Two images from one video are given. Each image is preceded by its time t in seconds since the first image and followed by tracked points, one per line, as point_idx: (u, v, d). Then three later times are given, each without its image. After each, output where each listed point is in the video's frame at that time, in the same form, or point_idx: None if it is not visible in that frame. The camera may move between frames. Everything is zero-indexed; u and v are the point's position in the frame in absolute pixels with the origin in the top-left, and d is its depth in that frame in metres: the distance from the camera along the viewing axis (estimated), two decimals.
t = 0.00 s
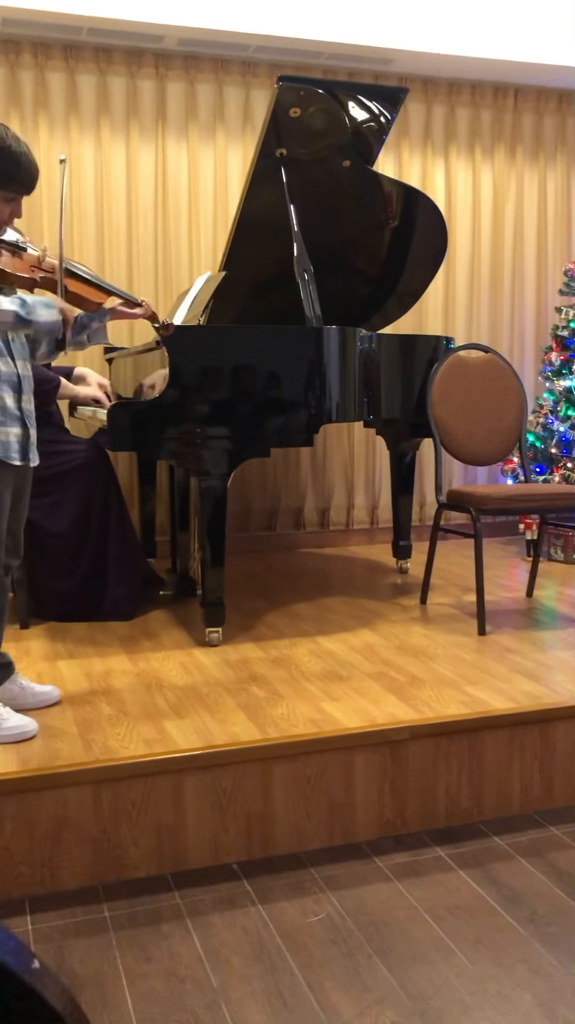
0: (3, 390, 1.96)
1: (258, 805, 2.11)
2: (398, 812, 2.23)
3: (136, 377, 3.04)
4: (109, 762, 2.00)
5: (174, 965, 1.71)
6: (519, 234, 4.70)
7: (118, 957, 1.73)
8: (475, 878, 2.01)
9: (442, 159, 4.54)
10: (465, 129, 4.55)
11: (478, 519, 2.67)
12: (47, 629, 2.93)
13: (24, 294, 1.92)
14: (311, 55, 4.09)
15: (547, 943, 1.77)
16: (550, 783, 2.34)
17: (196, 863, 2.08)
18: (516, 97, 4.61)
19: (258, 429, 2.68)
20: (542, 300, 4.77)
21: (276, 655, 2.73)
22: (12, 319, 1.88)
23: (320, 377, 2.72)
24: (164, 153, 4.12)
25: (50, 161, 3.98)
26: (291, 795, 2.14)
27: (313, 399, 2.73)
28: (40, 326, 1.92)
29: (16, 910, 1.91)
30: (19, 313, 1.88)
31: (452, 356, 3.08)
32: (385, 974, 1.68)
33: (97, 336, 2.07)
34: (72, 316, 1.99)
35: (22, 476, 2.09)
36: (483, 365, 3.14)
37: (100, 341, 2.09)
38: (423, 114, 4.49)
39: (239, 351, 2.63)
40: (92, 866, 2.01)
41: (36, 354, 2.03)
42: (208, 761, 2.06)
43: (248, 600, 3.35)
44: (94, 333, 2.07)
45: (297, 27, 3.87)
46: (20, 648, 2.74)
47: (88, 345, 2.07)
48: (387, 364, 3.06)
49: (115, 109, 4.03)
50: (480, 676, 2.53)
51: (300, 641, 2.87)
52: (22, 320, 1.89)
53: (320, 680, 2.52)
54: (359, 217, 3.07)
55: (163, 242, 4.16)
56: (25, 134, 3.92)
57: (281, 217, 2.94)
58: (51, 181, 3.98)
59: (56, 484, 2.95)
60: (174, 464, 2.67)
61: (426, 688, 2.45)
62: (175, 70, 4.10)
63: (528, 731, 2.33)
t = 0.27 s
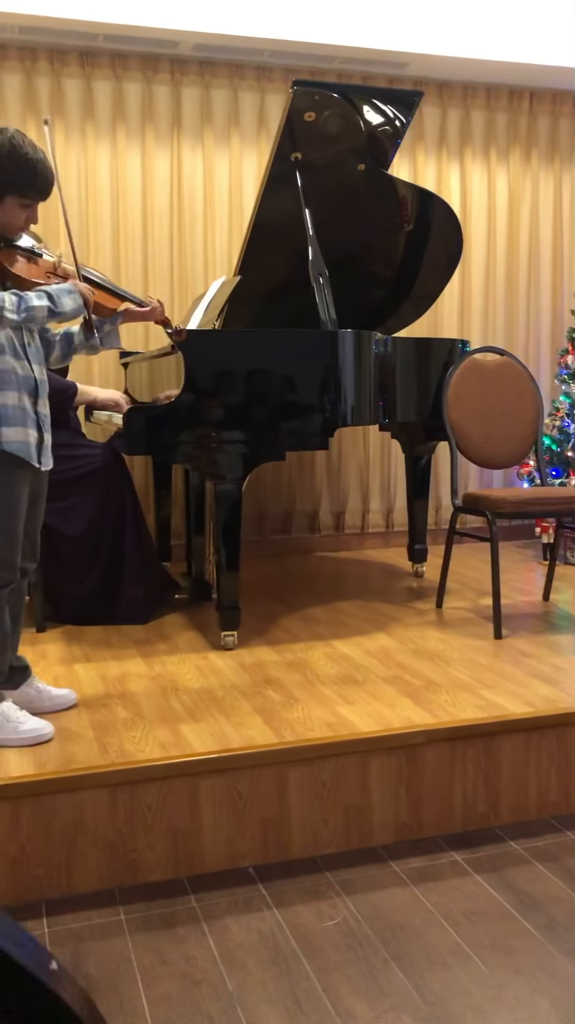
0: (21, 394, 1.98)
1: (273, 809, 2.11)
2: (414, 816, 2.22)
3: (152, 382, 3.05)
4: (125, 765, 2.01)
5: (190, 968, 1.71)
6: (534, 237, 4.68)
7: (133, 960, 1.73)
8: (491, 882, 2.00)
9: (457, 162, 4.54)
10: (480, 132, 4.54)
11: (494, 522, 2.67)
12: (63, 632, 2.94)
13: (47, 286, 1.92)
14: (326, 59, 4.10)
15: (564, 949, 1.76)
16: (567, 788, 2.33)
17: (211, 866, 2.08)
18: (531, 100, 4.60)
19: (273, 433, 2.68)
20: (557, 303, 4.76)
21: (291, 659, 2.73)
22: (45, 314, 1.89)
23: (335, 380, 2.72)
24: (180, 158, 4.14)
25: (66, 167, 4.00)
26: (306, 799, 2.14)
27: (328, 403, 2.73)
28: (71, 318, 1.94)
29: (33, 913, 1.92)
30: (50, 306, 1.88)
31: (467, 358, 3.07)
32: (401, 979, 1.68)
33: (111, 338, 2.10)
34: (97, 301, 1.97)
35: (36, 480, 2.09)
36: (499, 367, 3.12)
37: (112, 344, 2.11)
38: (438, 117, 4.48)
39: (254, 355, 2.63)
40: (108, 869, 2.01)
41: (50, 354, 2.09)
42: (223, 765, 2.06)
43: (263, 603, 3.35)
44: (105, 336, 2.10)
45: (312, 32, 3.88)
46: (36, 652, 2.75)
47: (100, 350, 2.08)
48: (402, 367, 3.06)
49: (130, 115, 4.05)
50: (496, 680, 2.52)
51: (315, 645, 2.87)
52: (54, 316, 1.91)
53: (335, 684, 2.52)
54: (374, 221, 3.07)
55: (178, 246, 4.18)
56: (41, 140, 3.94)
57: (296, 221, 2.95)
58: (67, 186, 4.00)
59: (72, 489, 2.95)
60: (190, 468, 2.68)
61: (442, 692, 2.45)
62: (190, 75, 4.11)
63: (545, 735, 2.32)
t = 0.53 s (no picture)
0: (30, 401, 1.98)
1: (287, 813, 2.11)
2: (429, 821, 2.22)
3: (166, 386, 3.06)
4: (139, 769, 2.01)
5: (204, 973, 1.71)
6: (549, 241, 4.67)
7: (148, 964, 1.73)
8: (507, 888, 2.00)
9: (471, 166, 4.54)
10: (494, 136, 4.54)
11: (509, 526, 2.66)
12: (77, 636, 2.95)
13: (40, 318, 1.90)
14: (341, 64, 4.10)
15: None
16: None
17: (226, 870, 2.08)
18: (546, 103, 4.59)
19: (287, 437, 2.68)
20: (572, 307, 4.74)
21: (305, 664, 2.73)
22: (24, 336, 1.85)
23: (349, 384, 2.73)
24: (194, 163, 4.15)
25: (82, 173, 4.02)
26: (321, 804, 2.14)
27: (343, 407, 2.73)
28: (53, 352, 1.88)
29: (48, 916, 1.92)
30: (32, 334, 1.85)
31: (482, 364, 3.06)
32: (416, 985, 1.67)
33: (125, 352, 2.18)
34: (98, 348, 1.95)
35: (50, 484, 2.11)
36: (513, 373, 3.12)
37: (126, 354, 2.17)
38: (453, 121, 4.48)
39: (268, 359, 2.64)
40: (122, 873, 2.02)
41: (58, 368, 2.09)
42: (237, 769, 2.06)
43: (277, 607, 3.35)
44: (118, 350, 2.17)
45: (326, 37, 3.89)
46: (51, 655, 2.76)
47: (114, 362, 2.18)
48: (416, 371, 3.05)
49: (146, 121, 4.07)
50: (511, 685, 2.51)
51: (329, 649, 2.86)
52: (35, 342, 1.86)
53: (350, 689, 2.52)
54: (388, 225, 3.07)
55: (193, 250, 4.19)
56: (57, 146, 3.97)
57: (310, 225, 2.95)
58: (83, 192, 4.02)
59: (87, 491, 2.96)
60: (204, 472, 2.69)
61: (456, 697, 2.44)
62: (205, 81, 4.13)
63: (560, 740, 2.30)
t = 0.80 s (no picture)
0: (47, 402, 1.99)
1: (302, 817, 2.11)
2: (443, 826, 2.21)
3: (182, 391, 3.07)
4: (154, 772, 2.01)
5: (218, 977, 1.71)
6: (565, 245, 4.66)
7: (162, 968, 1.74)
8: (522, 894, 1.99)
9: (487, 171, 4.53)
10: (510, 140, 4.53)
11: (525, 531, 2.65)
12: (92, 640, 2.96)
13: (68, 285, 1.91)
14: (356, 70, 4.11)
15: None
16: None
17: (240, 875, 2.08)
18: (562, 107, 4.58)
19: (301, 441, 2.69)
20: None
21: (320, 668, 2.73)
22: (57, 307, 1.86)
23: (364, 389, 2.73)
24: (210, 169, 4.16)
25: (98, 179, 4.04)
26: (335, 808, 2.14)
27: (357, 411, 2.73)
28: (85, 313, 1.87)
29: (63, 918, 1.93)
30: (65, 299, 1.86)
31: (497, 366, 3.06)
32: (430, 991, 1.66)
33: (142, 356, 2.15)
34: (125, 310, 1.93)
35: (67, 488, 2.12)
36: (527, 377, 3.12)
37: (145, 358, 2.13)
38: (468, 126, 4.48)
39: (283, 363, 2.64)
40: (137, 876, 2.02)
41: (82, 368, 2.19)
42: (251, 773, 2.06)
43: (292, 611, 3.35)
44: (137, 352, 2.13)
45: (342, 42, 3.90)
46: (67, 658, 2.77)
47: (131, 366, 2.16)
48: (431, 375, 3.05)
49: (161, 127, 4.09)
50: (527, 690, 2.51)
51: (344, 654, 2.86)
52: (67, 308, 1.86)
53: (364, 693, 2.51)
54: (403, 230, 3.07)
55: (208, 255, 4.20)
56: (74, 152, 3.99)
57: (325, 230, 2.96)
58: (99, 198, 4.04)
59: (105, 495, 2.98)
60: (219, 477, 2.69)
61: (471, 702, 2.43)
62: (220, 87, 4.14)
63: None
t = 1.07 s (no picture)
0: (66, 406, 2.01)
1: (317, 821, 2.11)
2: (459, 831, 2.20)
3: (197, 395, 3.08)
4: (169, 775, 2.01)
5: (233, 981, 1.70)
6: None
7: (177, 971, 1.73)
8: (538, 901, 1.97)
9: (503, 174, 4.52)
10: (526, 143, 4.52)
11: (542, 535, 2.63)
12: (108, 643, 2.96)
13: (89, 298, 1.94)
14: (372, 73, 4.11)
15: None
16: None
17: (255, 879, 2.08)
18: None
19: (317, 445, 2.69)
20: None
21: (335, 672, 2.72)
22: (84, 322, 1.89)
23: (379, 392, 2.72)
24: (226, 173, 4.17)
25: (114, 184, 4.06)
26: (350, 813, 2.13)
27: (373, 415, 2.73)
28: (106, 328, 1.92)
29: (78, 921, 1.93)
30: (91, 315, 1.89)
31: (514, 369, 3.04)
32: (446, 997, 1.66)
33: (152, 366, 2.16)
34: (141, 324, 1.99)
35: (81, 492, 2.13)
36: (544, 380, 3.10)
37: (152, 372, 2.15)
38: (484, 129, 4.47)
39: (298, 367, 2.65)
40: (152, 880, 2.02)
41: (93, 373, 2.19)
42: (267, 777, 2.06)
43: (307, 615, 3.35)
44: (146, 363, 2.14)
45: (358, 46, 3.90)
46: (83, 661, 2.78)
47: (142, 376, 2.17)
48: (448, 378, 3.04)
49: (178, 132, 4.11)
50: (543, 696, 2.49)
51: (359, 658, 2.85)
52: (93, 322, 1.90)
53: (380, 698, 2.51)
54: (419, 233, 3.07)
55: (223, 259, 4.21)
56: (90, 158, 4.01)
57: (341, 234, 2.96)
58: (116, 203, 4.06)
59: (120, 498, 2.99)
60: (235, 480, 2.69)
61: (488, 707, 2.42)
62: (236, 92, 4.16)
63: None
